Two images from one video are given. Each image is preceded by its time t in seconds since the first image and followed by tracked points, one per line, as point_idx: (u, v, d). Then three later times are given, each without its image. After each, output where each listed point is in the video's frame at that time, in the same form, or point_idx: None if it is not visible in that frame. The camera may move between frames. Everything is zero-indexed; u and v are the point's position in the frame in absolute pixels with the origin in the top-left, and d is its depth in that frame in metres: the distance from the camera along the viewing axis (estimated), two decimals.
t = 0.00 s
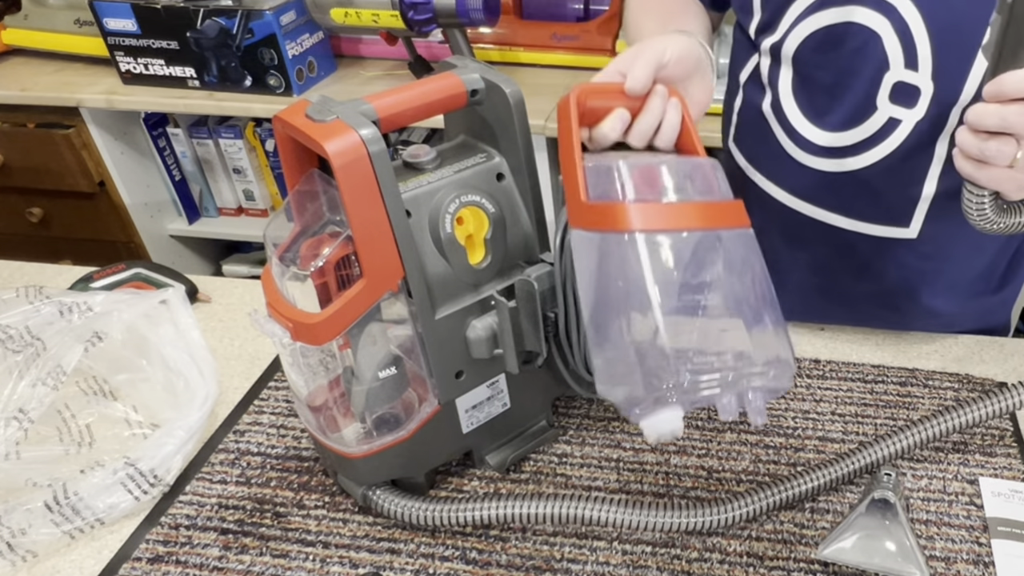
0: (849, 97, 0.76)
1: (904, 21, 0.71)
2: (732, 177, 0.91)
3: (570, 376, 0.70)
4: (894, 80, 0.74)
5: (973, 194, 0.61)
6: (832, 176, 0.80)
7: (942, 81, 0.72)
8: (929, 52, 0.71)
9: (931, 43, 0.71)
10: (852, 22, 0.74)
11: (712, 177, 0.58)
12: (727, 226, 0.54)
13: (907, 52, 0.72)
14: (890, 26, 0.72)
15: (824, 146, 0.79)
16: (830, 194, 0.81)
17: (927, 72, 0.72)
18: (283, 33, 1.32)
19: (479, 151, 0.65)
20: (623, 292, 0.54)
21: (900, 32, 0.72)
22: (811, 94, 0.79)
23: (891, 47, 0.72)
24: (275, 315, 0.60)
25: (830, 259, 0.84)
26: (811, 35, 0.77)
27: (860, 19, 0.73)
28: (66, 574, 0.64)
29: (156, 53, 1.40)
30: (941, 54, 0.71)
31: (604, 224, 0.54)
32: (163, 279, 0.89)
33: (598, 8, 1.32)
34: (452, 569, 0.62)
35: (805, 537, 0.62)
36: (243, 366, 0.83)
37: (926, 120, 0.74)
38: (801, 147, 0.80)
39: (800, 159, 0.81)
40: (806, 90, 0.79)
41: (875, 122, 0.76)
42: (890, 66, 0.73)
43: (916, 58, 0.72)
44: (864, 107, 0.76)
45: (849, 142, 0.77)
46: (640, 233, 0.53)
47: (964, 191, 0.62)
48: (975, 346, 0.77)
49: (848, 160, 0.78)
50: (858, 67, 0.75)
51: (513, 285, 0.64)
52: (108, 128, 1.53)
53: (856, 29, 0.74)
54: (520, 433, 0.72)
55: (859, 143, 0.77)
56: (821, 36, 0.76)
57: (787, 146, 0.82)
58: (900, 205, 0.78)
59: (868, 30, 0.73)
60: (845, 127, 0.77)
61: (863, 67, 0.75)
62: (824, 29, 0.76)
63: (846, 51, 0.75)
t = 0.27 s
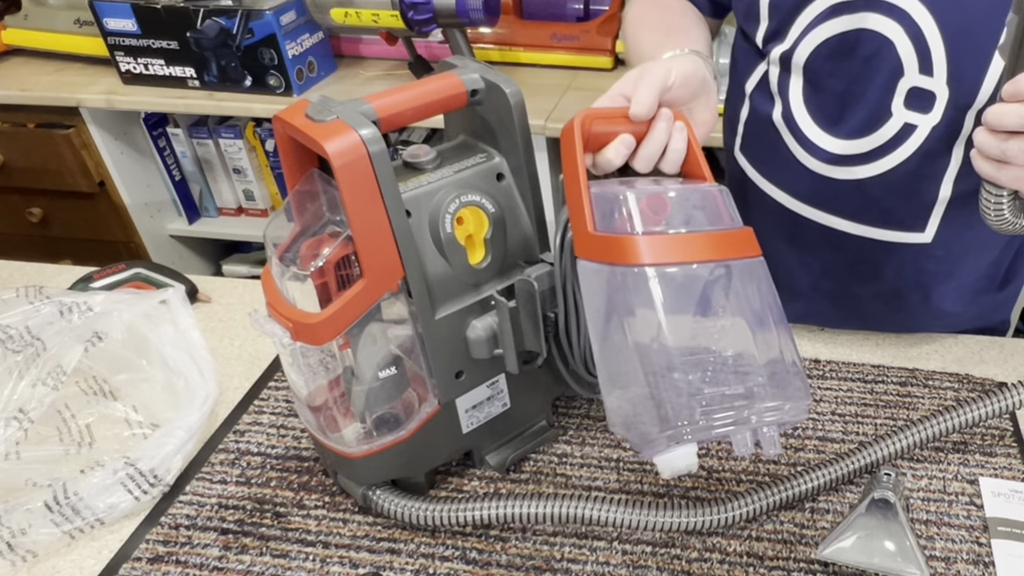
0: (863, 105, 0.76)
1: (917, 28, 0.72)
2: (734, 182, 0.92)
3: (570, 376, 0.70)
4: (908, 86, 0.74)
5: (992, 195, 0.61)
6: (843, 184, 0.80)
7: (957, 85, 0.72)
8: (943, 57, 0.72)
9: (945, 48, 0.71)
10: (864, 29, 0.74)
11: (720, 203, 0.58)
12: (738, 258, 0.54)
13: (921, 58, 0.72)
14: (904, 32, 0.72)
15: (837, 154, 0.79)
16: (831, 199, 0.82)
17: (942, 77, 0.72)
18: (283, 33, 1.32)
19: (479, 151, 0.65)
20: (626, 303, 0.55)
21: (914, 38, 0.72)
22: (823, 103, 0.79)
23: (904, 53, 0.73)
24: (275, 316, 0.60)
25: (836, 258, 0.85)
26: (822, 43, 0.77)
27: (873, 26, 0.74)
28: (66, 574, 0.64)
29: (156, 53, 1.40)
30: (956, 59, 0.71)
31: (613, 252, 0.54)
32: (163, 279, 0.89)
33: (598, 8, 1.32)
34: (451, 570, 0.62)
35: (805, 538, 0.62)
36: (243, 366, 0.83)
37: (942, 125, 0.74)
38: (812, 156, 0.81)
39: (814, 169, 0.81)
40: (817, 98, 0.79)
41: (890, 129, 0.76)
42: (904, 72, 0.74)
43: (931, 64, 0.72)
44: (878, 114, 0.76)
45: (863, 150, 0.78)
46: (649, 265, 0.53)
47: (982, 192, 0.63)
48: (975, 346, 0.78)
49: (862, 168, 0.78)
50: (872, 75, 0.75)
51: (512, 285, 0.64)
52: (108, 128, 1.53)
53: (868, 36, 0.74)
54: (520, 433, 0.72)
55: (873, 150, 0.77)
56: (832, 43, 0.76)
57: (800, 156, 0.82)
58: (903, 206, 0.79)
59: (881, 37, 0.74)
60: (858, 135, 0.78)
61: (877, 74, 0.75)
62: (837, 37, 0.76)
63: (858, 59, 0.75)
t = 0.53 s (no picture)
0: (861, 107, 0.76)
1: (915, 30, 0.71)
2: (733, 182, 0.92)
3: (570, 376, 0.70)
4: (907, 88, 0.74)
5: (991, 203, 0.61)
6: (840, 186, 0.80)
7: (955, 88, 0.72)
8: (941, 59, 0.71)
9: (943, 50, 0.71)
10: (862, 32, 0.74)
11: (720, 185, 0.58)
12: (740, 236, 0.54)
13: (919, 61, 0.72)
14: (902, 34, 0.72)
15: (835, 156, 0.79)
16: (828, 201, 0.82)
17: (940, 80, 0.72)
18: (283, 33, 1.32)
19: (479, 151, 0.65)
20: (634, 291, 0.54)
21: (911, 40, 0.72)
22: (823, 105, 0.79)
23: (902, 55, 0.73)
24: (275, 316, 0.60)
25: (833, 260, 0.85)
26: (821, 46, 0.77)
27: (871, 28, 0.73)
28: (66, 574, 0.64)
29: (156, 53, 1.40)
30: (954, 62, 0.71)
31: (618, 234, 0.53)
32: (163, 279, 0.89)
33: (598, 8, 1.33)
34: (451, 569, 0.62)
35: (805, 538, 0.62)
36: (243, 366, 0.83)
37: (940, 128, 0.74)
38: (810, 158, 0.81)
39: (813, 172, 0.81)
40: (816, 101, 0.79)
41: (888, 131, 0.76)
42: (902, 75, 0.73)
43: (928, 66, 0.72)
44: (876, 116, 0.76)
45: (862, 152, 0.78)
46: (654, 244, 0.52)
47: (981, 198, 0.62)
48: (975, 346, 0.78)
49: (861, 170, 0.78)
50: (869, 77, 0.75)
51: (513, 286, 0.64)
52: (108, 128, 1.53)
53: (866, 38, 0.74)
54: (520, 433, 0.72)
55: (872, 152, 0.77)
56: (831, 45, 0.76)
57: (798, 157, 0.82)
58: (901, 209, 0.79)
59: (879, 40, 0.73)
60: (856, 137, 0.77)
61: (875, 76, 0.75)
62: (835, 39, 0.76)
63: (856, 61, 0.75)
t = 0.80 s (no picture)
0: (843, 100, 0.74)
1: (896, 22, 0.69)
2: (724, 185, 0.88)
3: (570, 376, 0.70)
4: (887, 83, 0.72)
5: (965, 216, 0.60)
6: (823, 182, 0.77)
7: (934, 84, 0.70)
8: (921, 55, 0.70)
9: (924, 46, 0.69)
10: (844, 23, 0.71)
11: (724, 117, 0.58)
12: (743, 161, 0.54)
13: (900, 55, 0.70)
14: (884, 27, 0.70)
15: (818, 150, 0.76)
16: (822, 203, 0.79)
17: (920, 75, 0.70)
18: (283, 33, 1.32)
19: (479, 151, 0.65)
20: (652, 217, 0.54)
21: (893, 34, 0.70)
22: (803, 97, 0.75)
23: (884, 50, 0.70)
24: (275, 316, 0.60)
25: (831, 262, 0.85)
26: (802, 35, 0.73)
27: (852, 19, 0.70)
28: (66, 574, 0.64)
29: (156, 53, 1.40)
30: (933, 57, 0.69)
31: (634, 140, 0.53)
32: (163, 279, 0.89)
33: (598, 8, 1.33)
34: (451, 569, 0.62)
35: (805, 537, 0.62)
36: (243, 366, 0.83)
37: (919, 125, 0.72)
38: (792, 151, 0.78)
39: (794, 165, 0.78)
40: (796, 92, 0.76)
41: (868, 127, 0.74)
42: (883, 69, 0.71)
43: (909, 62, 0.70)
44: (857, 111, 0.74)
45: (839, 148, 0.75)
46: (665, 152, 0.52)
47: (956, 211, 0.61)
48: (975, 346, 0.77)
49: (844, 165, 0.76)
50: (850, 70, 0.72)
51: (513, 286, 0.64)
52: (109, 128, 1.53)
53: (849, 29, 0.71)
54: (520, 433, 0.72)
55: (851, 148, 0.75)
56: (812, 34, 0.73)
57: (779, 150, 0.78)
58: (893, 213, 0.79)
59: (861, 32, 0.71)
60: (837, 132, 0.75)
61: (855, 69, 0.72)
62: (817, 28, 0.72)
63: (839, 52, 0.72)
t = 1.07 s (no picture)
0: (834, 98, 0.77)
1: (887, 26, 0.72)
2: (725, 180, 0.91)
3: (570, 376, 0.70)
4: (877, 85, 0.74)
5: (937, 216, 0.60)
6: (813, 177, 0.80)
7: (922, 87, 0.72)
8: (911, 58, 0.72)
9: (913, 48, 0.71)
10: (837, 25, 0.74)
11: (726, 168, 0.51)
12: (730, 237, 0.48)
13: (890, 58, 0.73)
14: (874, 29, 0.72)
15: (807, 147, 0.80)
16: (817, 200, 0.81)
17: (909, 78, 0.72)
18: (283, 33, 1.32)
19: (479, 151, 0.65)
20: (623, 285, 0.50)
21: (883, 36, 0.72)
22: (796, 94, 0.79)
23: (874, 52, 0.73)
24: (275, 315, 0.60)
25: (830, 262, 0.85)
26: (799, 35, 0.77)
27: (847, 22, 0.74)
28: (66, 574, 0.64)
29: (156, 53, 1.40)
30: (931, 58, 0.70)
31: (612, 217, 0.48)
32: (163, 279, 0.89)
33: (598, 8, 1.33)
34: (451, 570, 0.62)
35: (805, 538, 0.62)
36: (243, 366, 0.83)
37: (907, 126, 0.74)
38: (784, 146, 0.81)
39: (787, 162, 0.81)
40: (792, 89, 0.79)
41: (857, 127, 0.77)
42: (873, 71, 0.74)
43: (899, 63, 0.72)
44: (847, 110, 0.77)
45: (829, 144, 0.79)
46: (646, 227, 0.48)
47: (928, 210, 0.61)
48: (975, 346, 0.78)
49: (833, 162, 0.79)
50: (842, 71, 0.76)
51: (512, 286, 0.64)
52: (109, 128, 1.53)
53: (840, 31, 0.74)
54: (520, 433, 0.72)
55: (840, 146, 0.78)
56: (807, 36, 0.76)
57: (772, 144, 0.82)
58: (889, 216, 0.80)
59: (852, 34, 0.74)
60: (826, 130, 0.78)
61: (846, 69, 0.75)
62: (812, 29, 0.76)
63: (831, 52, 0.76)
